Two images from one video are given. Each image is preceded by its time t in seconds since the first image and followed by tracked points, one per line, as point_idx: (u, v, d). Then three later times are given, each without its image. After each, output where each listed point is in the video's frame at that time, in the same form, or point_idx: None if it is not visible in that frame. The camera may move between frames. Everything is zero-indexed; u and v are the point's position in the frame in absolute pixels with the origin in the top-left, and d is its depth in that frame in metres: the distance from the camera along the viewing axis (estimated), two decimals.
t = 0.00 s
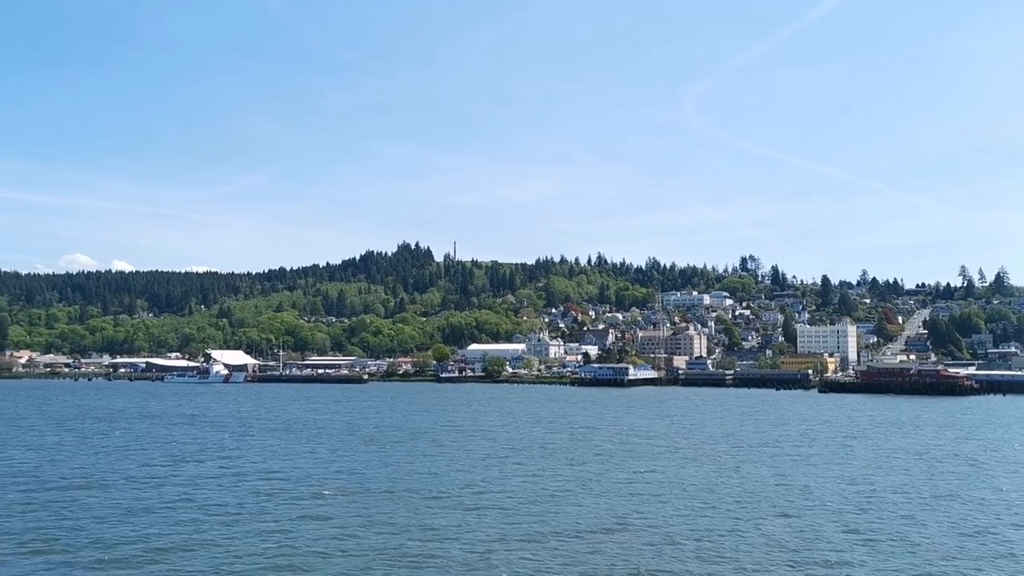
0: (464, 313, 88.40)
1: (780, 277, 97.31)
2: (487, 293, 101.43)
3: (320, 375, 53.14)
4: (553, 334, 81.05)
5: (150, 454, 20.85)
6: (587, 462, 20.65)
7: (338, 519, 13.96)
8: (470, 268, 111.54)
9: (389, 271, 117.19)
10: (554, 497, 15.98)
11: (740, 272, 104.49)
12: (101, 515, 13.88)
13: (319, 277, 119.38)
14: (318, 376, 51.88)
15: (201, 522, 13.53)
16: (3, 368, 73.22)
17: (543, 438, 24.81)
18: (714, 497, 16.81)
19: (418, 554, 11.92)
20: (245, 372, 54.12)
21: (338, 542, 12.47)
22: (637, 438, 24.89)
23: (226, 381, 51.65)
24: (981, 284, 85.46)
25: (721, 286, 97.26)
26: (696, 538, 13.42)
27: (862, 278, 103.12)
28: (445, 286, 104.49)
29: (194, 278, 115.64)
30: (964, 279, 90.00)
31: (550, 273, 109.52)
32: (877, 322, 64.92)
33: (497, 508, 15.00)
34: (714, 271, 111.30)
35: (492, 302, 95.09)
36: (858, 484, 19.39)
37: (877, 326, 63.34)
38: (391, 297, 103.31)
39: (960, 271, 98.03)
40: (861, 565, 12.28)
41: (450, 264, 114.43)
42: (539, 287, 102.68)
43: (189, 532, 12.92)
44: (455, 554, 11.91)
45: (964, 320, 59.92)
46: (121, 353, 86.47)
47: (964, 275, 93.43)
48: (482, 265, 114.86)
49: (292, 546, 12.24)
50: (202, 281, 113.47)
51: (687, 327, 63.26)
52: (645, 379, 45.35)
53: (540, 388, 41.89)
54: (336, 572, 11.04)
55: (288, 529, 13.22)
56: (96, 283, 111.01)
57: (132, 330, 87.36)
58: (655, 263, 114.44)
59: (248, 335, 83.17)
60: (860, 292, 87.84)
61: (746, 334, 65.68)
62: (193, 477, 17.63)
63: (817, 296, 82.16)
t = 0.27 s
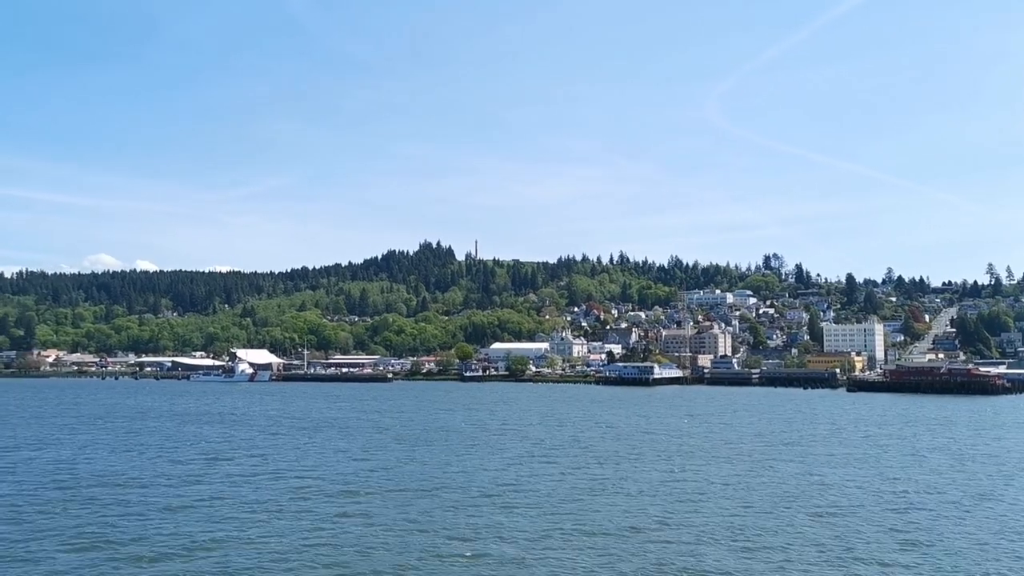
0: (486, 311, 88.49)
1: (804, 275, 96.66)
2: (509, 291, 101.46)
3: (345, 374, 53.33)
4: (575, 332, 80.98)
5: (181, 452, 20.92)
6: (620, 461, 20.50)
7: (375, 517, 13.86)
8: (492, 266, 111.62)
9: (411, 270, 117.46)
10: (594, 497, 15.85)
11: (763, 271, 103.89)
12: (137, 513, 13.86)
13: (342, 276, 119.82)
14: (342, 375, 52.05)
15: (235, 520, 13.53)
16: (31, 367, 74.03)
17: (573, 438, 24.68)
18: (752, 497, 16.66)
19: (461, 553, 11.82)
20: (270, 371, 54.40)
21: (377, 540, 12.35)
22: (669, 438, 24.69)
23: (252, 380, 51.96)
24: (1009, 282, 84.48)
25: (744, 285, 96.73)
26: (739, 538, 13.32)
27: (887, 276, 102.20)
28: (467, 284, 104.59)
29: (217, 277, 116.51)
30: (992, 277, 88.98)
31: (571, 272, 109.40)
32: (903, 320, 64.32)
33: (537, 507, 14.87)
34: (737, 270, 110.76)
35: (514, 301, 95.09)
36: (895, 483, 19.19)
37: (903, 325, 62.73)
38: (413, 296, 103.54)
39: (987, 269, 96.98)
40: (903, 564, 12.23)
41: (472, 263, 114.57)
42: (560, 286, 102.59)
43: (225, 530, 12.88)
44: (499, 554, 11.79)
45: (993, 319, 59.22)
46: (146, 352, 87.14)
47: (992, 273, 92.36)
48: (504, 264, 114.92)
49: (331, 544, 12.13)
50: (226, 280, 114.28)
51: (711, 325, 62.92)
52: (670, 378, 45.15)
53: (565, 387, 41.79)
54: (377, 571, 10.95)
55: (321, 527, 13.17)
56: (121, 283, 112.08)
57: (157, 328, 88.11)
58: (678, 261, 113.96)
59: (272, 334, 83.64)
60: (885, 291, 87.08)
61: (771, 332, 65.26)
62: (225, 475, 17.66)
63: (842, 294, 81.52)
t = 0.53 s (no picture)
0: (497, 309, 88.40)
1: (816, 273, 96.28)
2: (519, 289, 101.32)
3: (357, 371, 53.35)
4: (586, 330, 80.87)
5: (198, 449, 20.88)
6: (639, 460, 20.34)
7: (397, 516, 13.71)
8: (503, 264, 111.52)
9: (421, 267, 117.46)
10: (620, 496, 15.66)
11: (775, 269, 103.51)
12: (159, 509, 13.77)
13: (352, 273, 119.98)
14: (355, 372, 52.02)
15: (256, 517, 13.44)
16: (44, 364, 74.35)
17: (592, 436, 24.49)
18: (781, 497, 16.45)
19: (486, 552, 11.66)
20: (283, 368, 54.44)
21: (400, 539, 12.18)
22: (689, 436, 24.47)
23: (264, 377, 52.02)
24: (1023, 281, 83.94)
25: (756, 282, 96.37)
26: (775, 539, 13.14)
27: (900, 274, 101.74)
28: (478, 282, 104.49)
29: (228, 274, 116.73)
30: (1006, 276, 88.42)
31: (582, 269, 109.21)
32: (917, 319, 63.99)
33: (565, 507, 14.68)
34: (748, 267, 110.37)
35: (525, 298, 94.93)
36: (922, 483, 18.95)
37: (917, 323, 62.40)
38: (424, 293, 103.47)
39: (1000, 267, 96.41)
40: (946, 565, 12.04)
41: (482, 260, 114.50)
42: (572, 283, 102.43)
43: (245, 527, 12.76)
44: (531, 555, 11.59)
45: (1008, 317, 58.82)
46: (158, 348, 87.41)
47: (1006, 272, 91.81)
48: (515, 261, 114.82)
49: (354, 543, 11.98)
50: (237, 277, 114.51)
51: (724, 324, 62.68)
52: (683, 376, 44.97)
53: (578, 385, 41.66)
54: (401, 570, 10.81)
55: (343, 524, 13.07)
56: (133, 279, 112.42)
57: (169, 325, 88.26)
58: (689, 259, 113.65)
59: (283, 331, 83.71)
60: (898, 289, 86.65)
61: (783, 330, 65.01)
62: (243, 472, 17.59)
63: (855, 292, 81.11)
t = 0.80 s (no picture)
0: (514, 306, 88.35)
1: (835, 269, 95.73)
2: (536, 285, 101.25)
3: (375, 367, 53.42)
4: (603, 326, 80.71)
5: (222, 445, 20.90)
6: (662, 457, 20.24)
7: (427, 512, 13.65)
8: (519, 260, 111.46)
9: (437, 263, 117.57)
10: (653, 493, 15.55)
11: (793, 265, 103.01)
12: (190, 504, 13.77)
13: (369, 270, 120.24)
14: (373, 368, 52.09)
15: (283, 512, 13.40)
16: (64, 360, 74.93)
17: (617, 434, 24.36)
18: (808, 493, 16.35)
19: (515, 549, 11.58)
20: (301, 364, 54.59)
21: (434, 535, 12.10)
22: (711, 433, 24.34)
23: (283, 373, 52.20)
24: None
25: (774, 278, 95.91)
26: (805, 535, 13.04)
27: (920, 270, 101.01)
28: (494, 278, 104.45)
29: (246, 270, 117.20)
30: None
31: (599, 266, 109.04)
32: (938, 315, 63.53)
33: (596, 503, 14.62)
34: (766, 263, 109.86)
35: (542, 295, 94.82)
36: (949, 480, 18.78)
37: (938, 320, 61.95)
38: (440, 290, 103.51)
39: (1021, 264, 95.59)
40: (992, 563, 11.89)
41: (499, 256, 114.45)
42: (588, 280, 102.29)
43: (272, 522, 12.72)
44: (569, 552, 11.48)
45: None
46: (177, 344, 87.81)
47: None
48: (531, 258, 114.73)
49: (387, 537, 11.93)
50: (254, 273, 114.97)
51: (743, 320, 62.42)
52: (703, 373, 44.80)
53: (598, 382, 41.53)
54: (429, 566, 10.73)
55: (370, 519, 13.00)
56: (151, 275, 113.05)
57: (187, 321, 88.66)
58: (705, 255, 113.27)
59: (301, 327, 83.97)
60: (918, 285, 86.06)
61: (803, 327, 64.68)
62: (268, 468, 17.58)
63: (875, 289, 80.57)
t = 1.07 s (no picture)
0: (527, 304, 88.17)
1: (850, 267, 95.14)
2: (549, 284, 101.05)
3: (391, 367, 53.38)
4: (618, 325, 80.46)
5: (243, 445, 20.83)
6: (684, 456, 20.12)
7: (452, 511, 13.51)
8: (532, 259, 111.30)
9: (451, 263, 117.55)
10: (680, 493, 15.39)
11: (808, 262, 102.43)
12: (218, 503, 13.70)
13: (382, 269, 120.31)
14: (388, 368, 52.05)
15: (308, 511, 13.29)
16: (82, 360, 75.32)
17: (638, 433, 24.20)
18: (834, 492, 16.20)
19: (544, 549, 11.44)
20: (317, 364, 54.65)
21: (461, 535, 11.96)
22: (732, 432, 24.18)
23: (299, 373, 52.25)
24: None
25: (789, 276, 95.39)
26: (833, 534, 12.92)
27: (936, 267, 100.28)
28: (508, 277, 104.30)
29: (259, 270, 117.55)
30: None
31: (613, 264, 108.73)
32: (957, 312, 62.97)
33: (622, 502, 14.51)
34: (780, 261, 109.29)
35: (555, 293, 94.61)
36: (976, 478, 18.57)
37: (957, 317, 61.45)
38: (453, 289, 103.43)
39: None
40: None
41: (512, 255, 114.30)
42: (602, 278, 102.00)
43: (297, 521, 12.61)
44: (600, 552, 11.35)
45: None
46: (191, 344, 88.07)
47: None
48: (544, 257, 114.54)
49: (414, 537, 11.80)
50: (268, 273, 115.24)
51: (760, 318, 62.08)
52: (720, 371, 44.56)
53: (615, 381, 41.35)
54: (458, 566, 10.59)
55: (397, 519, 12.88)
56: (166, 276, 113.51)
57: (202, 321, 88.89)
58: (720, 253, 112.70)
59: (315, 327, 84.05)
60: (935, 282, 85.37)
61: (819, 325, 64.31)
62: (290, 467, 17.48)
63: (891, 286, 80.03)
